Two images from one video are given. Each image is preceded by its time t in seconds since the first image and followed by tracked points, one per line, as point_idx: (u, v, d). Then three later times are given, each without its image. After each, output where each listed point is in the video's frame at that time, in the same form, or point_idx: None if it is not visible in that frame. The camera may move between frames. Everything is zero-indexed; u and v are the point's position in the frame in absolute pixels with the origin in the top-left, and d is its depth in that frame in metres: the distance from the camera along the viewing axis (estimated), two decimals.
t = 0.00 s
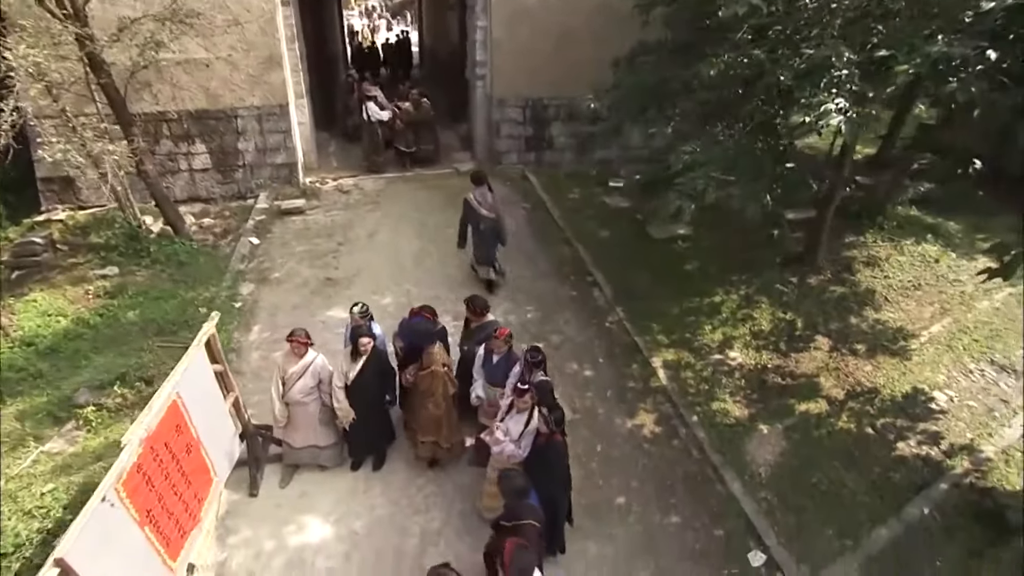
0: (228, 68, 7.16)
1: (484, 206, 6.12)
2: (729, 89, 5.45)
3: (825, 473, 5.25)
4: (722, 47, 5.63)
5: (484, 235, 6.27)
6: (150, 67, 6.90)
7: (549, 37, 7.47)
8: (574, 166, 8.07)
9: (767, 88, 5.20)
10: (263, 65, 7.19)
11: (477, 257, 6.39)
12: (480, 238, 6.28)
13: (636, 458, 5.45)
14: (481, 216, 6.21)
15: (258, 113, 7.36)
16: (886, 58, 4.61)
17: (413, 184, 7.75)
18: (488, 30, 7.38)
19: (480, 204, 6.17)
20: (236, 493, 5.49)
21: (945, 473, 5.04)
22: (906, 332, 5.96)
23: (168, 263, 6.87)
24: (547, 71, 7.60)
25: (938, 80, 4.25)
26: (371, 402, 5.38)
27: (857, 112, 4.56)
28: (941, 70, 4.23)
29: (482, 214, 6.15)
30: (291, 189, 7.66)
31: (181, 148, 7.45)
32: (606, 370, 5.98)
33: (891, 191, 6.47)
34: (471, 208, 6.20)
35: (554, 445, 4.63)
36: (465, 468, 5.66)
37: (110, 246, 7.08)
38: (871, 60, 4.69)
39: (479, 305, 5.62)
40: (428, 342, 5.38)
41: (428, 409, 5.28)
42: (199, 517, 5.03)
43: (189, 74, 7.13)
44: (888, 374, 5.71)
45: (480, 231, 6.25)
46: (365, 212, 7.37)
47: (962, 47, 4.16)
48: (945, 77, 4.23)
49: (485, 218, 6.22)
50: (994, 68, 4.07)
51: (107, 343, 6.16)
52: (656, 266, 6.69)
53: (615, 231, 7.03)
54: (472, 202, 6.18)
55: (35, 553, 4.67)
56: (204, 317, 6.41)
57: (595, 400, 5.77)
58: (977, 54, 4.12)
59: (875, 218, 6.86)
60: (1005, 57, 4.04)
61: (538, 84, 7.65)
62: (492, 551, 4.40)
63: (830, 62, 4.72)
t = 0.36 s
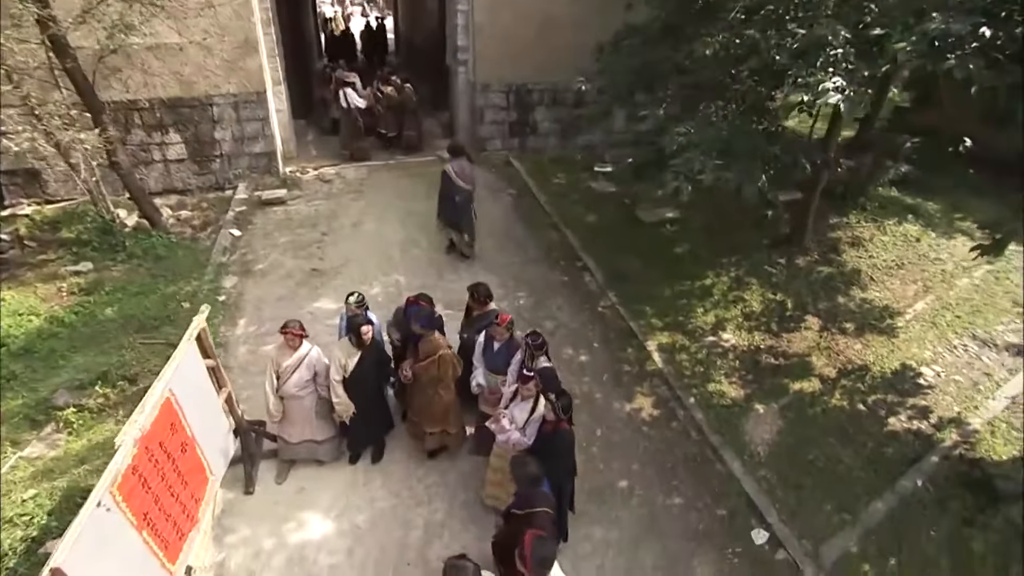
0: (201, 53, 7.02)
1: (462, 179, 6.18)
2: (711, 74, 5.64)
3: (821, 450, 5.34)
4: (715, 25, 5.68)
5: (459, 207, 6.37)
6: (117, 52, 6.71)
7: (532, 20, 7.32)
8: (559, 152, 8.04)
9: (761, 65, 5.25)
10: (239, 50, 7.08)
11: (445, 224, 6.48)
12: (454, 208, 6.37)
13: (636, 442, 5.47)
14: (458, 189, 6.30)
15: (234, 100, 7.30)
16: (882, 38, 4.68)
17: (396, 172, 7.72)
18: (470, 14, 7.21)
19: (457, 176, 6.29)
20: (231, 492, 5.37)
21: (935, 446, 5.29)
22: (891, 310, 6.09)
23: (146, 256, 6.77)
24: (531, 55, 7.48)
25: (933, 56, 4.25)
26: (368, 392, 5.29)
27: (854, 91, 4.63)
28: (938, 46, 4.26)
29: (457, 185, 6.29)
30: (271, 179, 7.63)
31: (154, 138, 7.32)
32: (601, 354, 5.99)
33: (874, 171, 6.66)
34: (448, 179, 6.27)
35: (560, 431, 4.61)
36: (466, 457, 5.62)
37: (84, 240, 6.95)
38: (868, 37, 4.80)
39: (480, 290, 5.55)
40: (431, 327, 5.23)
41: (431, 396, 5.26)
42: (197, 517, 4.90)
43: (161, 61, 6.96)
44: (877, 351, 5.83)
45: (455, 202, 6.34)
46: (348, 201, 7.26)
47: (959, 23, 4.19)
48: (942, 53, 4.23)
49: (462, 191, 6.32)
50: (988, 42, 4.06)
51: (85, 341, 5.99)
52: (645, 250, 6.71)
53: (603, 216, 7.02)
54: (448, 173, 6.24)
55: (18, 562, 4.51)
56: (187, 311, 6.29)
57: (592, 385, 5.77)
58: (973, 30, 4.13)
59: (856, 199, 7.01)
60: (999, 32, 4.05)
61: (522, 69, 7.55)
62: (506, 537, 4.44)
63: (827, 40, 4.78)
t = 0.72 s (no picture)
0: (172, 43, 6.90)
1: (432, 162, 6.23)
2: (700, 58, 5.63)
3: (816, 430, 5.44)
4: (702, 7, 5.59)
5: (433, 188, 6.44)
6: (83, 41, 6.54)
7: (513, 9, 7.25)
8: (541, 141, 8.01)
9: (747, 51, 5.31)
10: (212, 41, 6.99)
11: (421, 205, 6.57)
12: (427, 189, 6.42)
13: (635, 428, 5.49)
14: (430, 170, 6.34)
15: (209, 93, 7.22)
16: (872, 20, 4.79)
17: (376, 165, 7.71)
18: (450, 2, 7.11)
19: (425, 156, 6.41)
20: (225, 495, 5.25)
21: (923, 422, 5.47)
22: (876, 291, 6.23)
23: (120, 255, 6.63)
24: (512, 43, 7.41)
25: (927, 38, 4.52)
26: (366, 386, 5.23)
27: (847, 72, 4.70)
28: (930, 28, 4.50)
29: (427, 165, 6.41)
30: (249, 173, 7.59)
31: (125, 132, 7.20)
32: (596, 343, 5.98)
33: (854, 158, 6.61)
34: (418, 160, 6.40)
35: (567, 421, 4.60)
36: (465, 450, 5.58)
37: (55, 239, 6.78)
38: (859, 19, 4.91)
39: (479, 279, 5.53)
40: (431, 317, 5.11)
41: (431, 388, 5.24)
42: (195, 522, 4.77)
43: (129, 51, 6.82)
44: (864, 332, 5.96)
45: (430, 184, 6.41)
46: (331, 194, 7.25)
47: (950, 4, 4.38)
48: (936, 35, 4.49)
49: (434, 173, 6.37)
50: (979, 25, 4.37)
51: (61, 345, 5.82)
52: (633, 238, 6.74)
53: (589, 205, 7.03)
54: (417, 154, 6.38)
55: None
56: (168, 310, 6.17)
57: (589, 373, 5.75)
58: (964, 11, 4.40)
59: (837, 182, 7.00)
60: (988, 14, 4.33)
61: (504, 57, 7.47)
62: (517, 528, 4.39)
63: (819, 23, 4.80)
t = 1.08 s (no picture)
0: (142, 39, 6.91)
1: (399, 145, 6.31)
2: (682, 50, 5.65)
3: (810, 415, 5.52)
4: None
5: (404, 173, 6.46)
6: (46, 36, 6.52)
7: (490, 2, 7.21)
8: (523, 136, 8.00)
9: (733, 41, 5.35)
10: (184, 38, 7.00)
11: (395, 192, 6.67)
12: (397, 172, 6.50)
13: (633, 419, 5.50)
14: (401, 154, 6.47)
15: (183, 91, 7.23)
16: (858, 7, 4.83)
17: (355, 163, 7.69)
18: None
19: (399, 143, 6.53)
20: (220, 503, 5.12)
21: (910, 402, 5.59)
22: (858, 277, 6.37)
23: (94, 260, 6.49)
24: (491, 37, 7.37)
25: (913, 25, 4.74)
26: (362, 385, 5.15)
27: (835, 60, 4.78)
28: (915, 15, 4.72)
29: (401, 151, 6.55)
30: (225, 173, 7.56)
31: (94, 132, 7.15)
32: (589, 335, 5.98)
33: (829, 147, 6.78)
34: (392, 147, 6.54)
35: (571, 414, 4.55)
36: (464, 448, 5.52)
37: (19, 245, 6.51)
38: (846, 8, 4.93)
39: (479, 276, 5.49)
40: (428, 313, 5.05)
41: (428, 386, 5.17)
42: (192, 531, 4.62)
43: (94, 46, 6.81)
44: (849, 317, 6.08)
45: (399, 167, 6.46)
46: (312, 193, 7.22)
47: None
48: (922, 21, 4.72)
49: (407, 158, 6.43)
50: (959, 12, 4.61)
51: (35, 354, 5.59)
52: (619, 231, 6.77)
53: (574, 199, 7.04)
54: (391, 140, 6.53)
55: None
56: (148, 315, 6.05)
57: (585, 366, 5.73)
58: None
59: (816, 172, 7.06)
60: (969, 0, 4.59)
61: (483, 52, 7.43)
62: (526, 521, 4.34)
63: (807, 11, 4.83)
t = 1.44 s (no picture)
0: (109, 36, 6.87)
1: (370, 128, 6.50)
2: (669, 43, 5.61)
3: (800, 400, 5.62)
4: None
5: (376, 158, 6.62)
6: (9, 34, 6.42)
7: None
8: (503, 133, 8.01)
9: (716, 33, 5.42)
10: (152, 38, 7.00)
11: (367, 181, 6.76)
12: (366, 159, 6.64)
13: (629, 411, 5.52)
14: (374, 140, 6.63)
15: (154, 91, 7.22)
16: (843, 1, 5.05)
17: (333, 163, 7.68)
18: None
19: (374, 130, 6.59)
20: (215, 512, 5.00)
21: (895, 384, 5.73)
22: (839, 265, 6.52)
23: (65, 268, 6.27)
24: (469, 34, 7.37)
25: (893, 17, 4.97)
26: (359, 385, 5.10)
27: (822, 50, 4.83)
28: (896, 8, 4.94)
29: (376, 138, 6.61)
30: (201, 175, 7.65)
31: (61, 135, 7.09)
32: (580, 329, 5.99)
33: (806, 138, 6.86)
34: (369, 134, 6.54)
35: (574, 407, 4.43)
36: (462, 446, 5.49)
37: None
38: None
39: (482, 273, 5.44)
40: (425, 310, 4.98)
41: (426, 383, 5.12)
42: (189, 541, 4.48)
43: (59, 44, 6.73)
44: (833, 304, 6.21)
45: (368, 153, 6.56)
46: (293, 193, 7.22)
47: None
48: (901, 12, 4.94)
49: (377, 141, 6.57)
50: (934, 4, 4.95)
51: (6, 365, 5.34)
52: (604, 226, 6.81)
53: (557, 194, 7.08)
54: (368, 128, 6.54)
55: None
56: (127, 322, 6.00)
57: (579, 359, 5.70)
58: None
59: (794, 164, 7.02)
60: None
61: (460, 48, 7.41)
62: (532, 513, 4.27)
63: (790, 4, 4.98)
